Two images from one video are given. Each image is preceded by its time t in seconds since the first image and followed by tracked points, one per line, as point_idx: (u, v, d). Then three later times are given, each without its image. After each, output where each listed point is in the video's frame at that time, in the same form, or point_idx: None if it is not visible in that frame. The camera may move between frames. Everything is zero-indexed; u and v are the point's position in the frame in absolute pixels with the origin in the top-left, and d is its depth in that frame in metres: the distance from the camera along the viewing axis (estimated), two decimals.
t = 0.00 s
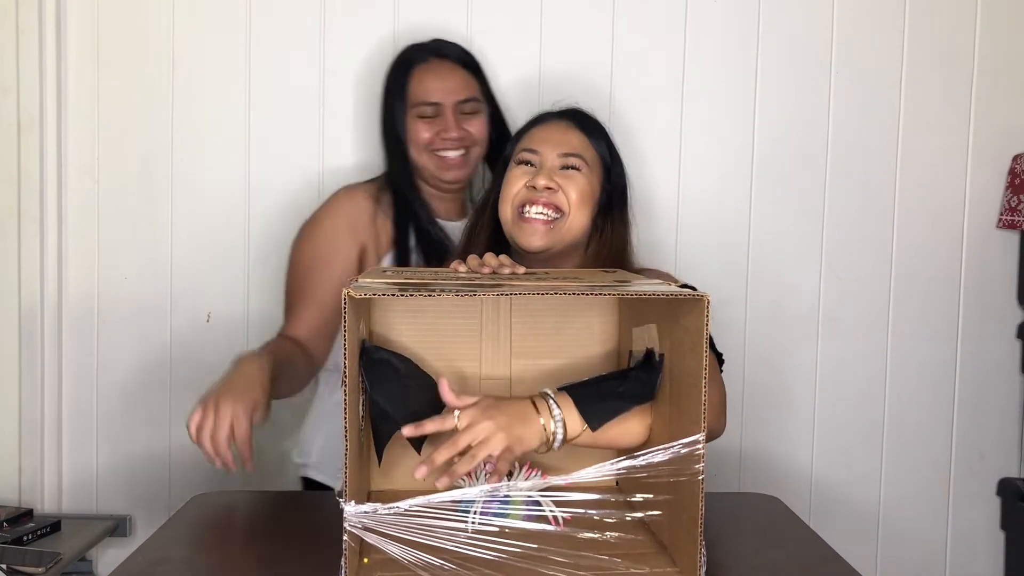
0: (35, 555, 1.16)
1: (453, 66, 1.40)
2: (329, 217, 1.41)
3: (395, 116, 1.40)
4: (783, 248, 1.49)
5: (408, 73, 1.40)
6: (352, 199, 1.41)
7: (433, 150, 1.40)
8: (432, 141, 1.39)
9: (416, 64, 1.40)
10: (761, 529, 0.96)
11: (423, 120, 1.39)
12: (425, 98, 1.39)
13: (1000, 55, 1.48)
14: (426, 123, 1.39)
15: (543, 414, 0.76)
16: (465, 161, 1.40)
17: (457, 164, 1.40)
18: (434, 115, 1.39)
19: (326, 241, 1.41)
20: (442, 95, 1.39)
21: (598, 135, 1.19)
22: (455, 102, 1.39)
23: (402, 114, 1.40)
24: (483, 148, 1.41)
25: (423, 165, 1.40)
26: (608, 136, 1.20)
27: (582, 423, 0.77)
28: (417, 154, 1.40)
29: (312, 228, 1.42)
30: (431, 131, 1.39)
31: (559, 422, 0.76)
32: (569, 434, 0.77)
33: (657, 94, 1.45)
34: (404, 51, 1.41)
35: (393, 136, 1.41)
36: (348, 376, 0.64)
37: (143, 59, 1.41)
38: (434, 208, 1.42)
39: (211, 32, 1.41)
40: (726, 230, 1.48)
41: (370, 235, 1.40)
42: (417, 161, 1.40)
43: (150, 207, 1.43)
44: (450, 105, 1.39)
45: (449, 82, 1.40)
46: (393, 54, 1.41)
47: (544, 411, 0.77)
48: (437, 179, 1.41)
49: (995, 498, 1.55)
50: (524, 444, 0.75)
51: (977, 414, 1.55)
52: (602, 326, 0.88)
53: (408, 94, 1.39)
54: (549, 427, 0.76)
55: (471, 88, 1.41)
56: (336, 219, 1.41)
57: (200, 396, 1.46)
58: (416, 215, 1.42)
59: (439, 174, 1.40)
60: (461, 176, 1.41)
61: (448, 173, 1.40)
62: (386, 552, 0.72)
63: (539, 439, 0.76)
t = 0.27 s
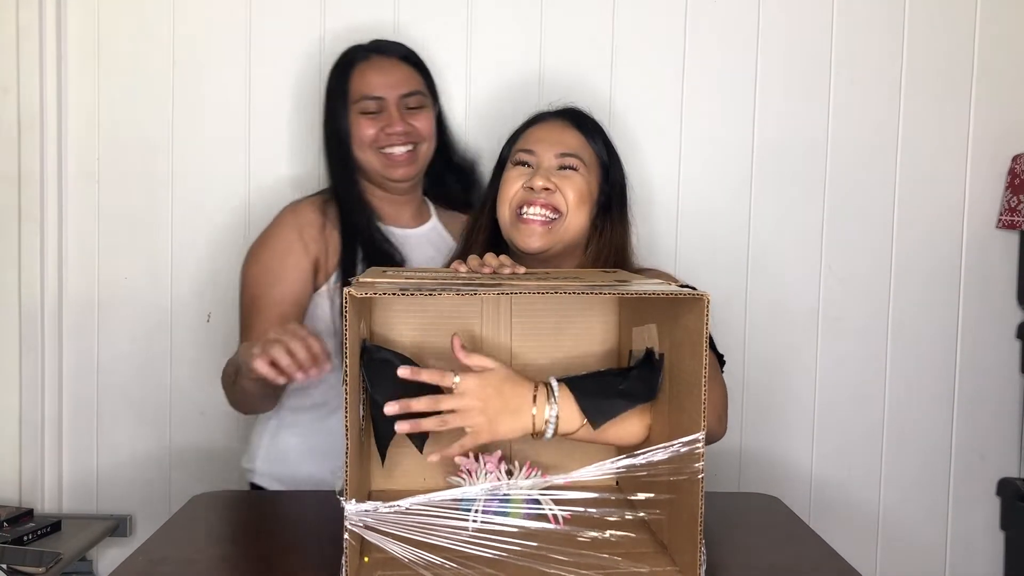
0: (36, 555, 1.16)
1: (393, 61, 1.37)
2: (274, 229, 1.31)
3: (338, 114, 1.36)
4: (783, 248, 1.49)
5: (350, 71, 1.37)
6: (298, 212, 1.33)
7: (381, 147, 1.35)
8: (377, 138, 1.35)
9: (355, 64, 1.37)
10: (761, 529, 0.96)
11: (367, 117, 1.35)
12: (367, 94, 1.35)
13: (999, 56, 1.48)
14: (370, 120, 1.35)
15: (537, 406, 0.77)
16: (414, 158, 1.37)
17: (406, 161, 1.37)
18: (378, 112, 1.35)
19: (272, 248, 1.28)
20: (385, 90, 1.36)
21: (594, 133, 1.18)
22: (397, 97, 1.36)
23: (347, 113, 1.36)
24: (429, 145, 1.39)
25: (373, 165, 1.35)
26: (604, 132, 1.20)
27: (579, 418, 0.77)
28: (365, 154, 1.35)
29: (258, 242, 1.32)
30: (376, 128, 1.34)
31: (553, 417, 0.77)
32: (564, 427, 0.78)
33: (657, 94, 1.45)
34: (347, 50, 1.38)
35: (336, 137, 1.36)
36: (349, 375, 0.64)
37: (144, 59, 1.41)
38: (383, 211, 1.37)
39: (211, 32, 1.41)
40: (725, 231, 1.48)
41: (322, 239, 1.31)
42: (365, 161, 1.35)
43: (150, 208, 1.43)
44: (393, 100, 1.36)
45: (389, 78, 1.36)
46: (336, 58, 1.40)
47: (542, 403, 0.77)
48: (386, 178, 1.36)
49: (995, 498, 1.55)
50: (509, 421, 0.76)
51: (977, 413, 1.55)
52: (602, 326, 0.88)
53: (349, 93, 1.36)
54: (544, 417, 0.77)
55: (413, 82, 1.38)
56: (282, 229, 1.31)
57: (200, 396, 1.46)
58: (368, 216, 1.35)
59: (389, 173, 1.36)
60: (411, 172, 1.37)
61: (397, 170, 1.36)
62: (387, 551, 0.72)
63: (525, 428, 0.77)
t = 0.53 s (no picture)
0: (36, 555, 1.16)
1: (363, 53, 1.24)
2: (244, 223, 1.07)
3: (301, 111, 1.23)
4: (783, 248, 1.49)
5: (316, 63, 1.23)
6: (275, 210, 1.10)
7: (348, 148, 1.23)
8: (345, 138, 1.22)
9: (321, 53, 1.23)
10: (760, 529, 0.96)
11: (334, 115, 1.22)
12: (335, 91, 1.22)
13: (999, 56, 1.48)
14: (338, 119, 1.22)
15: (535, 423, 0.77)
16: (383, 160, 1.25)
17: (375, 163, 1.24)
18: (346, 109, 1.22)
19: (242, 245, 1.05)
20: (355, 87, 1.22)
21: (588, 130, 1.19)
22: (369, 94, 1.23)
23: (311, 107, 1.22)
24: (398, 146, 1.27)
25: (339, 166, 1.23)
26: (598, 130, 1.21)
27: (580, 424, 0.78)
28: (331, 154, 1.23)
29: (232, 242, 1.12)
30: (344, 127, 1.22)
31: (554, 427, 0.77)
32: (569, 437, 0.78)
33: (657, 94, 1.45)
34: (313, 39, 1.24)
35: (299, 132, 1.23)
36: (348, 376, 0.64)
37: (144, 60, 1.41)
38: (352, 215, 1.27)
39: (211, 33, 1.41)
40: (725, 231, 1.48)
41: (302, 242, 1.10)
42: (330, 161, 1.23)
43: (150, 208, 1.43)
44: (364, 97, 1.23)
45: (360, 72, 1.23)
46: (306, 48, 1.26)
47: (537, 420, 0.77)
48: (351, 180, 1.24)
49: (995, 498, 1.55)
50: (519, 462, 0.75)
51: (977, 413, 1.55)
52: (602, 326, 0.88)
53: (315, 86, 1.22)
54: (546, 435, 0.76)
55: (386, 78, 1.25)
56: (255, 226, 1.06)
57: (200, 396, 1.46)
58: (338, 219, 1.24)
59: (355, 176, 1.24)
60: (380, 176, 1.25)
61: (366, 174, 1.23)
62: (386, 552, 0.73)
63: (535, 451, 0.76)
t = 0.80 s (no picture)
0: (36, 555, 1.16)
1: (361, 58, 1.21)
2: (227, 229, 1.05)
3: (293, 110, 1.20)
4: (782, 247, 1.49)
5: (312, 62, 1.20)
6: (257, 215, 1.07)
7: (340, 153, 1.21)
8: (337, 142, 1.20)
9: (319, 54, 1.20)
10: (759, 529, 0.96)
11: (328, 118, 1.19)
12: (330, 93, 1.19)
13: (999, 56, 1.48)
14: (331, 122, 1.19)
15: (542, 446, 0.78)
16: (374, 167, 1.23)
17: (365, 168, 1.23)
18: (341, 113, 1.20)
19: (227, 253, 1.02)
20: (351, 91, 1.20)
21: (588, 129, 1.19)
22: (365, 100, 1.21)
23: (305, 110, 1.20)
24: (389, 153, 1.26)
25: (328, 170, 1.21)
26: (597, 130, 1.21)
27: (586, 438, 0.79)
28: (321, 157, 1.20)
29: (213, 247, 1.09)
30: (338, 131, 1.19)
31: (561, 445, 0.78)
32: (579, 452, 0.79)
33: (657, 94, 1.45)
34: (311, 35, 1.22)
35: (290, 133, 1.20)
36: (348, 376, 0.64)
37: (144, 59, 1.41)
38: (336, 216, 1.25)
39: (211, 33, 1.41)
40: (725, 231, 1.48)
41: (286, 249, 1.08)
42: (320, 164, 1.21)
43: (150, 207, 1.43)
44: (359, 102, 1.20)
45: (358, 76, 1.20)
46: (300, 44, 1.23)
47: (543, 442, 0.78)
48: (339, 184, 1.22)
49: (995, 498, 1.56)
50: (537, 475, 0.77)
51: (976, 413, 1.55)
52: (602, 327, 0.88)
53: (309, 87, 1.20)
54: (555, 457, 0.78)
55: (381, 84, 1.23)
56: (238, 233, 1.04)
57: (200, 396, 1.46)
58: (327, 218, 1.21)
59: (344, 181, 1.22)
60: (368, 183, 1.23)
61: (356, 180, 1.22)
62: (386, 551, 0.73)
63: (548, 471, 0.77)
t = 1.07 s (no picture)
0: (36, 555, 1.16)
1: (385, 63, 1.21)
2: (238, 223, 1.03)
3: (315, 109, 1.17)
4: (782, 247, 1.49)
5: (336, 62, 1.18)
6: (269, 213, 1.05)
7: (358, 154, 1.19)
8: (357, 144, 1.18)
9: (343, 55, 1.19)
10: (759, 529, 0.96)
11: (350, 119, 1.18)
12: (353, 94, 1.18)
13: (999, 56, 1.48)
14: (353, 124, 1.18)
15: (542, 459, 0.78)
16: (388, 171, 1.22)
17: (381, 172, 1.21)
18: (362, 115, 1.19)
19: (237, 247, 1.00)
20: (375, 94, 1.19)
21: (594, 130, 1.20)
22: (387, 104, 1.20)
23: (326, 108, 1.17)
24: (403, 158, 1.25)
25: (344, 171, 1.19)
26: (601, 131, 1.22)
27: (587, 446, 0.78)
28: (339, 158, 1.18)
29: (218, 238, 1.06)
30: (359, 133, 1.18)
31: (561, 457, 0.77)
32: (579, 461, 0.78)
33: (657, 95, 1.45)
34: (336, 36, 1.20)
35: (309, 131, 1.17)
36: (348, 376, 0.64)
37: (144, 60, 1.41)
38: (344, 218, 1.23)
39: (211, 33, 1.41)
40: (725, 231, 1.48)
41: (296, 250, 1.06)
42: (336, 164, 1.18)
43: (150, 207, 1.43)
44: (382, 106, 1.20)
45: (382, 80, 1.19)
46: (321, 45, 1.21)
47: (543, 454, 0.78)
48: (353, 186, 1.20)
49: (995, 498, 1.56)
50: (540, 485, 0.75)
51: (977, 413, 1.55)
52: (602, 327, 0.87)
53: (332, 87, 1.17)
54: (555, 468, 0.77)
55: (403, 92, 1.23)
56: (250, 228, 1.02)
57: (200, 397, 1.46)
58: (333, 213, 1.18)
59: (360, 183, 1.20)
60: (381, 187, 1.22)
61: (373, 183, 1.20)
62: (386, 552, 0.73)
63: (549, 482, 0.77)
